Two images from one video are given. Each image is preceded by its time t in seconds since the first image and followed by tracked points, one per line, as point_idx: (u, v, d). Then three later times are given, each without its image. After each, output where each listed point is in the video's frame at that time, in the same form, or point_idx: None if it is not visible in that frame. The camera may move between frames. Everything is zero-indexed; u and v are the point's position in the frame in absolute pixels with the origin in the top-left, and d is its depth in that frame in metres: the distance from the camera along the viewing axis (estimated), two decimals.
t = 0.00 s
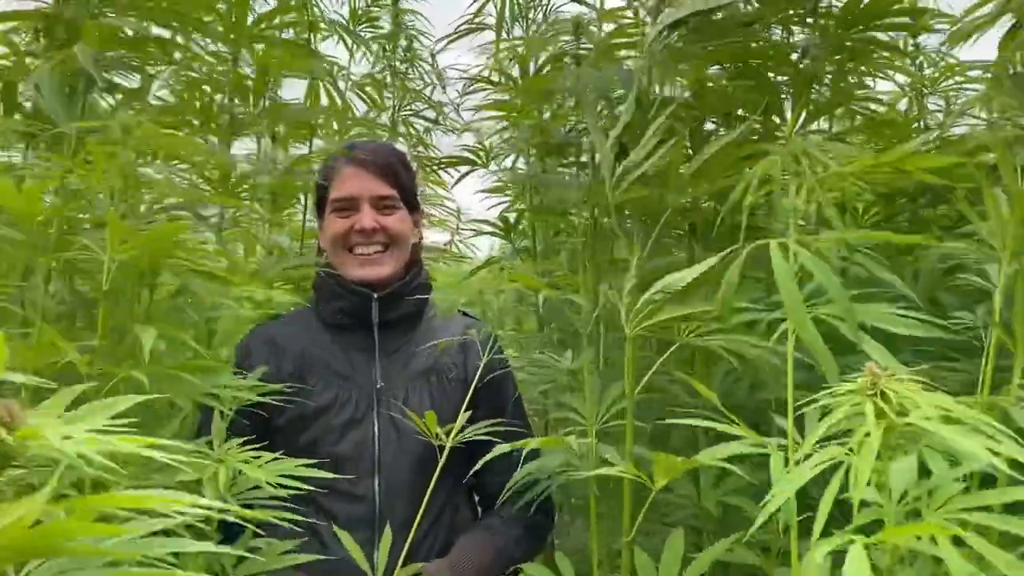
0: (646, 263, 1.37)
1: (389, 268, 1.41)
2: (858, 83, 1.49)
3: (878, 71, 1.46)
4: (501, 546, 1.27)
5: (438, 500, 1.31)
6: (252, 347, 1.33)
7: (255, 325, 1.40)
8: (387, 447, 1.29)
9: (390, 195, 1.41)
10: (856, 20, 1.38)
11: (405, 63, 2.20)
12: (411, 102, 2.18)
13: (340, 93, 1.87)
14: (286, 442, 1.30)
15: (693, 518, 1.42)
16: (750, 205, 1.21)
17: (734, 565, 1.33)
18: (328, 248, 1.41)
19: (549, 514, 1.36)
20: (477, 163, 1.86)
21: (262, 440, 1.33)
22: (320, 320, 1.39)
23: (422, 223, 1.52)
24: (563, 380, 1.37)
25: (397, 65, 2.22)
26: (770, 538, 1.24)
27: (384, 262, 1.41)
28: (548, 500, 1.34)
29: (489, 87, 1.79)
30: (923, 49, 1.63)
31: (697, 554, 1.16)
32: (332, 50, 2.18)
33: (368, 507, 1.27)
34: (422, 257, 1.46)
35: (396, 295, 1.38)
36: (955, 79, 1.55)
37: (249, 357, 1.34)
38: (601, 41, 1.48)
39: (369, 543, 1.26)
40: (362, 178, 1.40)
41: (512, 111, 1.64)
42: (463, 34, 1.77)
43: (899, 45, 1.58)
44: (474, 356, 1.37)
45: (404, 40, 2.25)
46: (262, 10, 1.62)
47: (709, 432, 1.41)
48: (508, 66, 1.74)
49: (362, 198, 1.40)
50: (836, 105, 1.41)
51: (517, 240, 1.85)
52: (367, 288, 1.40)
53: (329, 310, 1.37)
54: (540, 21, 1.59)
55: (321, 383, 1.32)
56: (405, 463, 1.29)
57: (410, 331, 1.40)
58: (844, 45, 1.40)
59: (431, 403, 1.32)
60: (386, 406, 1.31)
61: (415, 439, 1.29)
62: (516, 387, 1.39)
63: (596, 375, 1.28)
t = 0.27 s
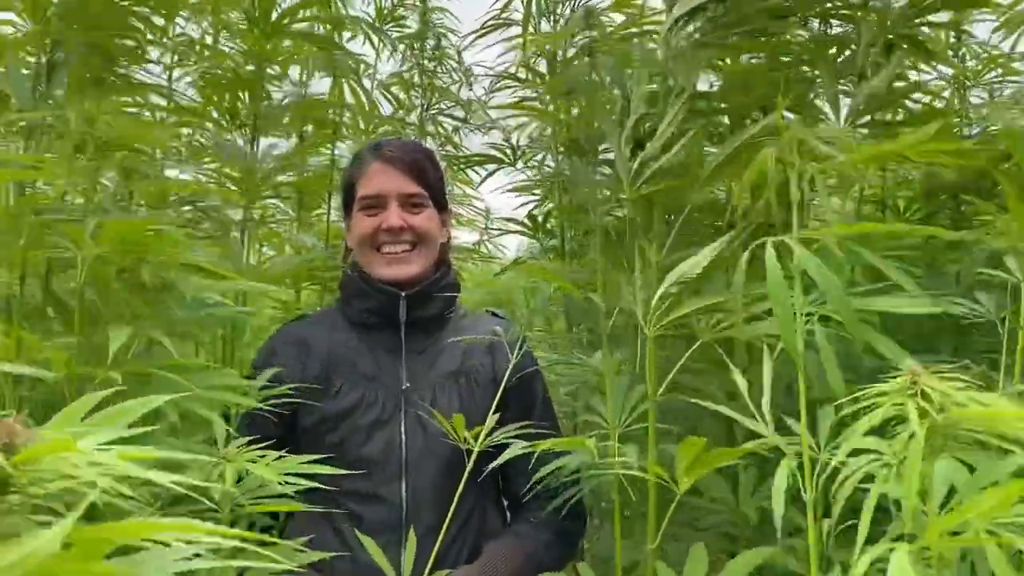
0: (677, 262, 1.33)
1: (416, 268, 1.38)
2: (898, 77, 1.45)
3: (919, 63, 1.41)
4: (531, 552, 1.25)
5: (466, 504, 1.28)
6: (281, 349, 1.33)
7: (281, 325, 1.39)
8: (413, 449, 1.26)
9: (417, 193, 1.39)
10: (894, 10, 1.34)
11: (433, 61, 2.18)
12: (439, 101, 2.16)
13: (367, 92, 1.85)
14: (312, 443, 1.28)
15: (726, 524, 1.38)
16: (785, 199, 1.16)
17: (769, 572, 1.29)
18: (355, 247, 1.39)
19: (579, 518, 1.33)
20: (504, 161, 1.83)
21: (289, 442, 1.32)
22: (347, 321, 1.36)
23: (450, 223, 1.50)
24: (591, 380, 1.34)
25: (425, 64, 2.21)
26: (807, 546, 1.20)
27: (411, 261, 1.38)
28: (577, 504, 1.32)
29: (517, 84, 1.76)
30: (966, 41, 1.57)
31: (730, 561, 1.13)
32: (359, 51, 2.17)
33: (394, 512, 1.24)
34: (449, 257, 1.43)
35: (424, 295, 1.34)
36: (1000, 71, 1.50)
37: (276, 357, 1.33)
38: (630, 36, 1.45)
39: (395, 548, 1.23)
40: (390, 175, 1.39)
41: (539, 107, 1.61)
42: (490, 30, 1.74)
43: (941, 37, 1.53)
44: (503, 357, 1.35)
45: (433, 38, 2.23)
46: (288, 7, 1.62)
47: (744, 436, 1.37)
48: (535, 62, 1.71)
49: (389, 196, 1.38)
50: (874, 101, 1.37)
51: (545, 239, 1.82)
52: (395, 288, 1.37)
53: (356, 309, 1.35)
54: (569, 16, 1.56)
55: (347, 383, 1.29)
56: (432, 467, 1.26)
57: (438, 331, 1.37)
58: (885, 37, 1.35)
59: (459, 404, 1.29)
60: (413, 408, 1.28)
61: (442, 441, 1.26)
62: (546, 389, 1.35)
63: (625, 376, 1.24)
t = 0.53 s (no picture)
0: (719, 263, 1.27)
1: (453, 271, 1.34)
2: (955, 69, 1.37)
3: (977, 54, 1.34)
4: (574, 568, 1.20)
5: (504, 517, 1.24)
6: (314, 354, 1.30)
7: (313, 330, 1.35)
8: (449, 459, 1.22)
9: (453, 195, 1.35)
10: None
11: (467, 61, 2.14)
12: (472, 100, 2.12)
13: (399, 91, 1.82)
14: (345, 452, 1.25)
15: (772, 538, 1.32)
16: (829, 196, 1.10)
17: None
18: (389, 248, 1.34)
19: (620, 532, 1.28)
20: (538, 160, 1.78)
21: (322, 450, 1.29)
22: (381, 325, 1.32)
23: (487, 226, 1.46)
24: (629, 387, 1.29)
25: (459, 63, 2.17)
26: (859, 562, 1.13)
27: (448, 264, 1.34)
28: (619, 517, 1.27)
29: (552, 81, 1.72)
30: None
31: None
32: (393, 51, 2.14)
33: (428, 524, 1.20)
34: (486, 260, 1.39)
35: (460, 298, 1.30)
36: None
37: (309, 363, 1.29)
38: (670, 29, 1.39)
39: (430, 562, 1.19)
40: (425, 175, 1.35)
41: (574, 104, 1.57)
42: (525, 26, 1.70)
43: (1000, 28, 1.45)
44: (543, 364, 1.31)
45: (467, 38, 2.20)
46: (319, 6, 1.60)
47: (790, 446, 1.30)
48: (569, 59, 1.67)
49: (425, 198, 1.34)
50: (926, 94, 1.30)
51: (580, 241, 1.76)
52: (430, 292, 1.32)
53: (390, 314, 1.30)
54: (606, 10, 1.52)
55: (381, 390, 1.25)
56: (467, 477, 1.22)
57: (475, 336, 1.32)
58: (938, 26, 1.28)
59: (496, 412, 1.25)
60: (449, 416, 1.24)
61: (479, 452, 1.22)
62: (586, 397, 1.31)
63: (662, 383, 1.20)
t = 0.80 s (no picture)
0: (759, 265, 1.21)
1: (484, 276, 1.29)
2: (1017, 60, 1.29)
3: None
4: None
5: (536, 532, 1.20)
6: (341, 359, 1.26)
7: (341, 334, 1.32)
8: (478, 473, 1.18)
9: (486, 196, 1.28)
10: None
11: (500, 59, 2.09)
12: (505, 98, 2.08)
13: (431, 88, 1.79)
14: (372, 461, 1.22)
15: (815, 554, 1.25)
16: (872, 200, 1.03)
17: None
18: (419, 251, 1.29)
19: (657, 548, 1.23)
20: (572, 158, 1.72)
21: (348, 459, 1.25)
22: (410, 332, 1.28)
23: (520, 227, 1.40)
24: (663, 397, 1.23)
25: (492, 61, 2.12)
26: None
27: (479, 269, 1.28)
28: (654, 533, 1.22)
29: (586, 76, 1.66)
30: None
31: None
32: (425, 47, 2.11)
33: (457, 538, 1.17)
34: (519, 264, 1.33)
35: (491, 306, 1.26)
36: None
37: (335, 370, 1.25)
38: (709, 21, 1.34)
39: None
40: (457, 176, 1.28)
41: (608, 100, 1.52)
42: (558, 20, 1.65)
43: None
44: (575, 371, 1.27)
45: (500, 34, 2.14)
46: (348, 2, 1.57)
47: (834, 460, 1.24)
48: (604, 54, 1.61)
49: (456, 199, 1.28)
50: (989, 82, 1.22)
51: (615, 241, 1.71)
52: (461, 298, 1.28)
53: (420, 321, 1.26)
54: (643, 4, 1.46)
55: (409, 400, 1.22)
56: (497, 491, 1.18)
57: (506, 344, 1.28)
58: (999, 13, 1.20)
59: (526, 422, 1.22)
60: (478, 427, 1.20)
61: (509, 466, 1.18)
62: (621, 407, 1.26)
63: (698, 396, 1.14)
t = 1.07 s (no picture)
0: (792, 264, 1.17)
1: (509, 275, 1.27)
2: None
3: None
4: None
5: (558, 536, 1.18)
6: (364, 356, 1.25)
7: (366, 331, 1.31)
8: (500, 475, 1.16)
9: (512, 193, 1.26)
10: None
11: (532, 55, 2.07)
12: (537, 95, 2.05)
13: (461, 84, 1.77)
14: (394, 461, 1.21)
15: (848, 565, 1.20)
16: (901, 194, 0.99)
17: None
18: (443, 249, 1.28)
19: (683, 556, 1.20)
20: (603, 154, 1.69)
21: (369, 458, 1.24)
22: (433, 329, 1.27)
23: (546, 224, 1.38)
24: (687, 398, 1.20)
25: (524, 57, 2.09)
26: None
27: (502, 267, 1.27)
28: (680, 540, 1.19)
29: (618, 71, 1.63)
30: None
31: None
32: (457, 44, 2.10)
33: (478, 541, 1.16)
34: (545, 263, 1.31)
35: (515, 305, 1.24)
36: None
37: (357, 368, 1.24)
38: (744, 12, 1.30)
39: None
40: (483, 172, 1.26)
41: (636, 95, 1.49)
42: (590, 14, 1.62)
43: None
44: (601, 373, 1.24)
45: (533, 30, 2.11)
46: None
47: (867, 466, 1.20)
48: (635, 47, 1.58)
49: (482, 196, 1.26)
50: None
51: (646, 239, 1.67)
52: (484, 296, 1.27)
53: (443, 319, 1.25)
54: None
55: (432, 399, 1.21)
56: (519, 494, 1.16)
57: (531, 343, 1.26)
58: None
59: (550, 424, 1.19)
60: (501, 428, 1.18)
61: (532, 468, 1.16)
62: (648, 411, 1.23)
63: (722, 397, 1.11)
